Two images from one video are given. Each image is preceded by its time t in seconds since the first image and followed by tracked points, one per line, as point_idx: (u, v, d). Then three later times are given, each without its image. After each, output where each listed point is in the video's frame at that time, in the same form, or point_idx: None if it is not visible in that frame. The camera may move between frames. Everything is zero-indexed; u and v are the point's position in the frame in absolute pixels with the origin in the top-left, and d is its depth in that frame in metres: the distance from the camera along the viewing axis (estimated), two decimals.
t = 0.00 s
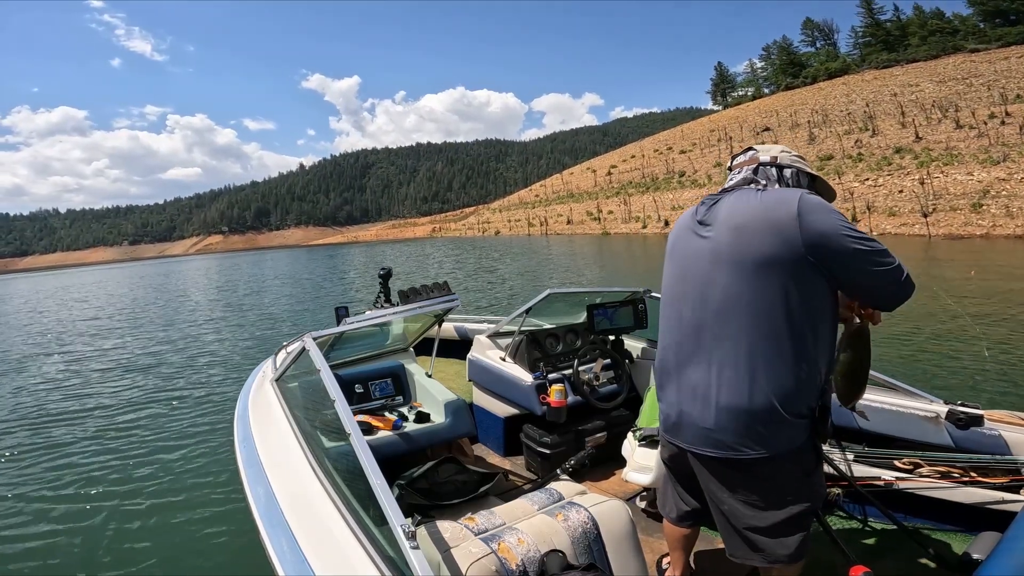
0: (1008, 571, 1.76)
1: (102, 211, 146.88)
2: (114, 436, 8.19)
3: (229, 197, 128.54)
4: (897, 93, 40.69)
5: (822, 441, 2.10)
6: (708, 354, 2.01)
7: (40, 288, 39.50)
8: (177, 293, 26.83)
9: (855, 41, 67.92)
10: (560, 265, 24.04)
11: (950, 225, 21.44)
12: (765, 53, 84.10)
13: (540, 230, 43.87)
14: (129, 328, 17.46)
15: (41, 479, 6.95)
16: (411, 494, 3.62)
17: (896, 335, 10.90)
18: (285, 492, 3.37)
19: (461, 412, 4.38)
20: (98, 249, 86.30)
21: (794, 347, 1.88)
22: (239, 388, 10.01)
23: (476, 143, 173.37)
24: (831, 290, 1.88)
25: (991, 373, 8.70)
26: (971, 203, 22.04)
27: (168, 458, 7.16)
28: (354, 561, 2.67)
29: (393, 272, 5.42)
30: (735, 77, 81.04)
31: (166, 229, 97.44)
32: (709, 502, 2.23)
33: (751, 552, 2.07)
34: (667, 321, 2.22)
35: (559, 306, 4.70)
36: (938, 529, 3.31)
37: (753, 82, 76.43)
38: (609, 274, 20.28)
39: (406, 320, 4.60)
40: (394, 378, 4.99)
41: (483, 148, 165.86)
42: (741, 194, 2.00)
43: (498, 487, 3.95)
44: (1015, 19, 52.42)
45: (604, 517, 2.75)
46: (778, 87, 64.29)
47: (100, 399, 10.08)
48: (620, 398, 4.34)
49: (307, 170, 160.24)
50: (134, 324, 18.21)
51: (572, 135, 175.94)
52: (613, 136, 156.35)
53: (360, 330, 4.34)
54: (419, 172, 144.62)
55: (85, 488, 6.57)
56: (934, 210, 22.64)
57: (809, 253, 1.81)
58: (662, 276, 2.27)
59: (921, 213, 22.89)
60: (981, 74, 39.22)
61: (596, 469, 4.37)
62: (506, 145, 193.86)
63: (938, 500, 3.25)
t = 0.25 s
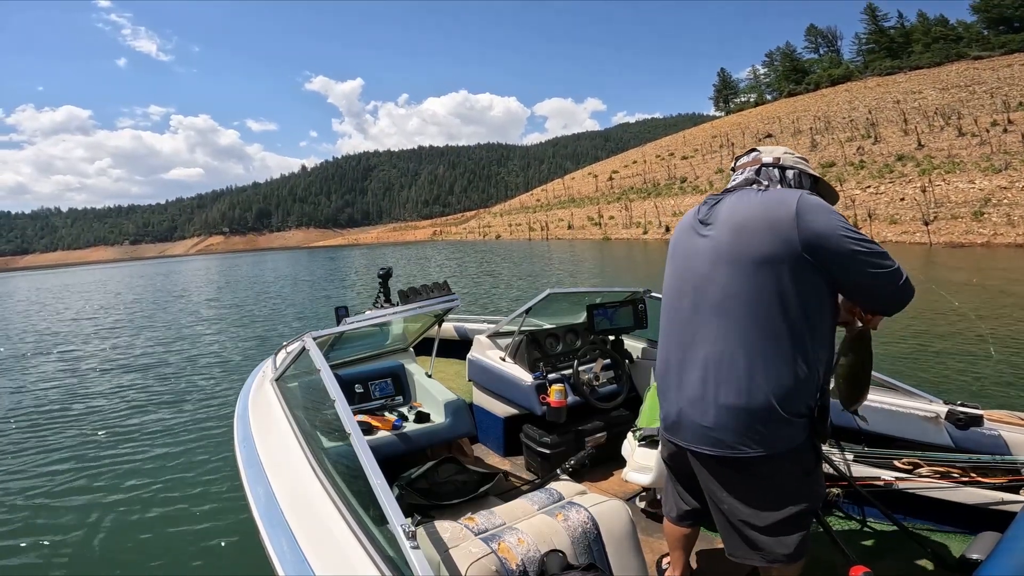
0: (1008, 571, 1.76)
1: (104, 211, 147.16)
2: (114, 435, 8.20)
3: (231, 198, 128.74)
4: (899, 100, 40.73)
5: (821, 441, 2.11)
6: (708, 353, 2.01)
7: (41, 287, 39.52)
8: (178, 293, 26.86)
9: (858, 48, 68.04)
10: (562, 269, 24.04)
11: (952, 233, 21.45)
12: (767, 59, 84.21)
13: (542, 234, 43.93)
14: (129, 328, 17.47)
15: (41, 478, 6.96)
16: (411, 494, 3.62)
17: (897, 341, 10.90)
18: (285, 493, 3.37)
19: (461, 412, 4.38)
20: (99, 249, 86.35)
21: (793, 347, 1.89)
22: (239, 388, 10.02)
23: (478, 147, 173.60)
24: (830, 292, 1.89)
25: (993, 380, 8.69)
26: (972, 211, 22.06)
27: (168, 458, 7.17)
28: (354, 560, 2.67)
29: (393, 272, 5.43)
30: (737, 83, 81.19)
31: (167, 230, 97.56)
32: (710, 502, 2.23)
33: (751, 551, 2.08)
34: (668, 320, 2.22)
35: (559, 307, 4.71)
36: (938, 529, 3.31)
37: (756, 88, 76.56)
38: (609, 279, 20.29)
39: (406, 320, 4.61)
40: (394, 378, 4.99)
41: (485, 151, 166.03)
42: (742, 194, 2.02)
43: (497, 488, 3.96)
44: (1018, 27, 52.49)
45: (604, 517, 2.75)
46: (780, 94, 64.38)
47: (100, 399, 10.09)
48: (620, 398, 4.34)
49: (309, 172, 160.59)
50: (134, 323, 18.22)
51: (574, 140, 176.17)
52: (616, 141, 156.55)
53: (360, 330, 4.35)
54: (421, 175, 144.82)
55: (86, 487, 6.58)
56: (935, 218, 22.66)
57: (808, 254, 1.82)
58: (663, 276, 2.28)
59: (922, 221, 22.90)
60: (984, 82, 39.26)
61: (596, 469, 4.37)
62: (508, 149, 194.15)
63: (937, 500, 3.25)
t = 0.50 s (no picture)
0: (1008, 571, 1.76)
1: (105, 211, 147.23)
2: (115, 435, 8.21)
3: (232, 198, 128.73)
4: (900, 98, 40.70)
5: (821, 442, 2.10)
6: (706, 354, 2.01)
7: (42, 287, 39.54)
8: (179, 292, 26.88)
9: (859, 46, 67.97)
10: (562, 268, 24.03)
11: (953, 231, 21.44)
12: (768, 57, 84.14)
13: (542, 232, 43.92)
14: (130, 328, 17.47)
15: (43, 478, 6.96)
16: (411, 494, 3.62)
17: (898, 340, 10.89)
18: (286, 492, 3.38)
19: (461, 413, 4.38)
20: (100, 248, 86.35)
21: (792, 351, 1.88)
22: (240, 388, 10.03)
23: (479, 145, 173.52)
24: (830, 297, 1.88)
25: (994, 378, 8.68)
26: (974, 208, 22.04)
27: (170, 458, 7.18)
28: (354, 560, 2.67)
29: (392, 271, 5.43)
30: (737, 81, 81.11)
31: (168, 229, 97.57)
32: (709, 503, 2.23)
33: (750, 552, 2.08)
34: (667, 320, 2.21)
35: (559, 306, 4.70)
36: (939, 529, 3.31)
37: (756, 86, 76.49)
38: (610, 277, 20.29)
39: (406, 319, 4.61)
40: (394, 378, 4.99)
41: (485, 150, 166.01)
42: (745, 195, 2.01)
43: (497, 487, 3.95)
44: (1019, 24, 52.45)
45: (604, 517, 2.75)
46: (781, 92, 64.31)
47: (101, 399, 10.10)
48: (620, 398, 4.34)
49: (309, 172, 160.59)
50: (135, 323, 18.23)
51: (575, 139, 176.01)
52: (616, 140, 156.44)
53: (360, 330, 4.35)
54: (421, 174, 144.81)
55: (87, 487, 6.58)
56: (937, 215, 22.64)
57: (810, 257, 1.81)
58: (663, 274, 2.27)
59: (924, 219, 22.88)
60: (985, 80, 39.21)
61: (596, 469, 4.37)
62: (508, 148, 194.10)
63: (937, 500, 3.25)
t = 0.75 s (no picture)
0: (1009, 571, 1.75)
1: (105, 211, 147.20)
2: (117, 436, 8.22)
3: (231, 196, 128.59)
4: (900, 90, 40.58)
5: (822, 443, 2.09)
6: (706, 357, 2.00)
7: (43, 287, 39.53)
8: (180, 292, 26.88)
9: (857, 37, 67.75)
10: (563, 263, 24.00)
11: (954, 222, 21.38)
12: (766, 50, 83.89)
13: (542, 228, 43.89)
14: (131, 328, 17.47)
15: (45, 479, 6.96)
16: (411, 494, 3.62)
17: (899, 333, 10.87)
18: (286, 492, 3.38)
19: (461, 412, 4.38)
20: (101, 248, 86.30)
21: (793, 356, 1.87)
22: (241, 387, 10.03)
23: (478, 141, 173.21)
24: (833, 303, 1.87)
25: (996, 371, 8.67)
26: (975, 199, 21.98)
27: (171, 457, 7.18)
28: (354, 560, 2.67)
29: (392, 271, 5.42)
30: (736, 74, 80.89)
31: (168, 229, 97.49)
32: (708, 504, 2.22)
33: (750, 552, 2.07)
34: (668, 320, 2.20)
35: (559, 306, 4.69)
36: (939, 528, 3.31)
37: (755, 79, 76.27)
38: (610, 272, 20.27)
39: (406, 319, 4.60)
40: (394, 378, 4.98)
41: (484, 146, 165.70)
42: (749, 196, 1.98)
43: (498, 487, 3.95)
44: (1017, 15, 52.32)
45: (604, 517, 2.74)
46: (780, 84, 64.13)
47: (103, 400, 10.11)
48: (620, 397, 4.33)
49: (308, 169, 160.38)
50: (136, 323, 18.22)
51: (574, 133, 175.61)
52: (615, 134, 156.12)
53: (360, 330, 4.34)
54: (421, 171, 144.65)
55: (89, 488, 6.59)
56: (938, 206, 22.59)
57: (815, 263, 1.79)
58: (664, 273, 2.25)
59: (925, 210, 22.82)
60: (985, 71, 39.10)
61: (597, 468, 4.36)
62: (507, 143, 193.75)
63: (938, 499, 3.24)
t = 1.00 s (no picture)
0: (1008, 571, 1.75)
1: (105, 212, 147.27)
2: (119, 437, 8.24)
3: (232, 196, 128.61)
4: (899, 83, 40.47)
5: (823, 442, 2.09)
6: (709, 356, 1.99)
7: (45, 289, 39.59)
8: (182, 292, 26.93)
9: (857, 31, 67.55)
10: (563, 260, 23.98)
11: (955, 215, 21.35)
12: (765, 45, 83.67)
13: (542, 224, 43.87)
14: (133, 329, 17.51)
15: (49, 481, 6.99)
16: (412, 493, 3.62)
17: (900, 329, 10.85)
18: (287, 492, 3.38)
19: (461, 411, 4.37)
20: (102, 248, 86.36)
21: (796, 356, 1.87)
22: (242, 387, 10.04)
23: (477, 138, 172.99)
24: (836, 301, 1.86)
25: (998, 365, 8.64)
26: (976, 192, 21.95)
27: (173, 458, 7.20)
28: (354, 560, 2.68)
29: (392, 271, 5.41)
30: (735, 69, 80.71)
31: (169, 229, 97.53)
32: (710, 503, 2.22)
33: (751, 552, 2.07)
34: (669, 320, 2.20)
35: (559, 306, 4.68)
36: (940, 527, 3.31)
37: (754, 74, 76.07)
38: (610, 268, 20.26)
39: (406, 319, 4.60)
40: (394, 378, 4.98)
41: (483, 143, 165.49)
42: (751, 195, 1.97)
43: (498, 487, 3.96)
44: (1016, 9, 52.19)
45: (604, 517, 2.74)
46: (779, 79, 63.99)
47: (106, 401, 10.14)
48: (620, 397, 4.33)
49: (308, 168, 160.30)
50: (138, 324, 18.26)
51: (573, 129, 175.32)
52: (614, 130, 155.83)
53: (360, 330, 4.33)
54: (420, 168, 144.51)
55: (92, 489, 6.61)
56: (939, 200, 22.55)
57: (818, 262, 1.79)
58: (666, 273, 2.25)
59: (926, 203, 22.79)
60: (984, 64, 39.00)
61: (597, 468, 4.36)
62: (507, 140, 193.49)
63: (938, 499, 3.24)
